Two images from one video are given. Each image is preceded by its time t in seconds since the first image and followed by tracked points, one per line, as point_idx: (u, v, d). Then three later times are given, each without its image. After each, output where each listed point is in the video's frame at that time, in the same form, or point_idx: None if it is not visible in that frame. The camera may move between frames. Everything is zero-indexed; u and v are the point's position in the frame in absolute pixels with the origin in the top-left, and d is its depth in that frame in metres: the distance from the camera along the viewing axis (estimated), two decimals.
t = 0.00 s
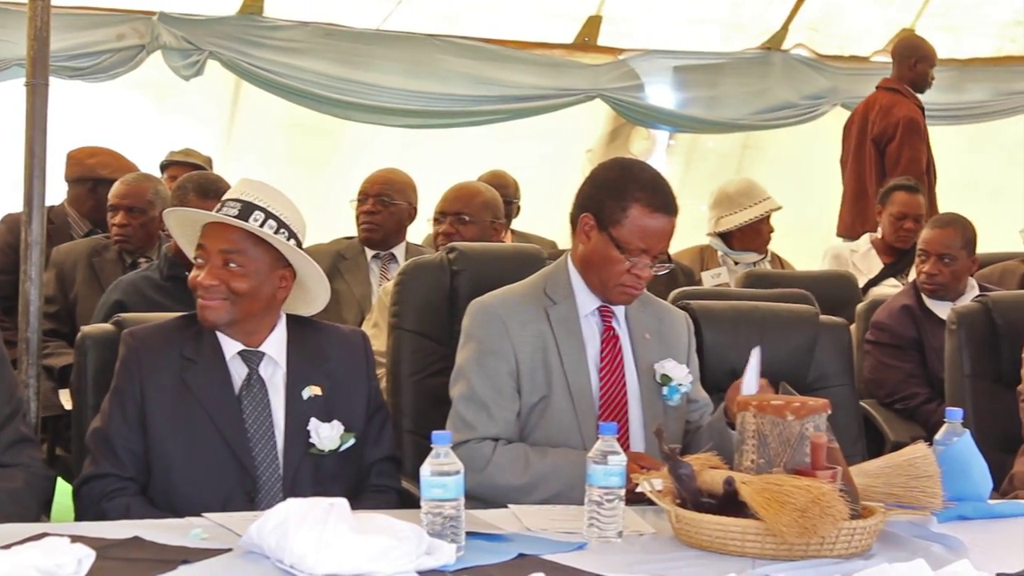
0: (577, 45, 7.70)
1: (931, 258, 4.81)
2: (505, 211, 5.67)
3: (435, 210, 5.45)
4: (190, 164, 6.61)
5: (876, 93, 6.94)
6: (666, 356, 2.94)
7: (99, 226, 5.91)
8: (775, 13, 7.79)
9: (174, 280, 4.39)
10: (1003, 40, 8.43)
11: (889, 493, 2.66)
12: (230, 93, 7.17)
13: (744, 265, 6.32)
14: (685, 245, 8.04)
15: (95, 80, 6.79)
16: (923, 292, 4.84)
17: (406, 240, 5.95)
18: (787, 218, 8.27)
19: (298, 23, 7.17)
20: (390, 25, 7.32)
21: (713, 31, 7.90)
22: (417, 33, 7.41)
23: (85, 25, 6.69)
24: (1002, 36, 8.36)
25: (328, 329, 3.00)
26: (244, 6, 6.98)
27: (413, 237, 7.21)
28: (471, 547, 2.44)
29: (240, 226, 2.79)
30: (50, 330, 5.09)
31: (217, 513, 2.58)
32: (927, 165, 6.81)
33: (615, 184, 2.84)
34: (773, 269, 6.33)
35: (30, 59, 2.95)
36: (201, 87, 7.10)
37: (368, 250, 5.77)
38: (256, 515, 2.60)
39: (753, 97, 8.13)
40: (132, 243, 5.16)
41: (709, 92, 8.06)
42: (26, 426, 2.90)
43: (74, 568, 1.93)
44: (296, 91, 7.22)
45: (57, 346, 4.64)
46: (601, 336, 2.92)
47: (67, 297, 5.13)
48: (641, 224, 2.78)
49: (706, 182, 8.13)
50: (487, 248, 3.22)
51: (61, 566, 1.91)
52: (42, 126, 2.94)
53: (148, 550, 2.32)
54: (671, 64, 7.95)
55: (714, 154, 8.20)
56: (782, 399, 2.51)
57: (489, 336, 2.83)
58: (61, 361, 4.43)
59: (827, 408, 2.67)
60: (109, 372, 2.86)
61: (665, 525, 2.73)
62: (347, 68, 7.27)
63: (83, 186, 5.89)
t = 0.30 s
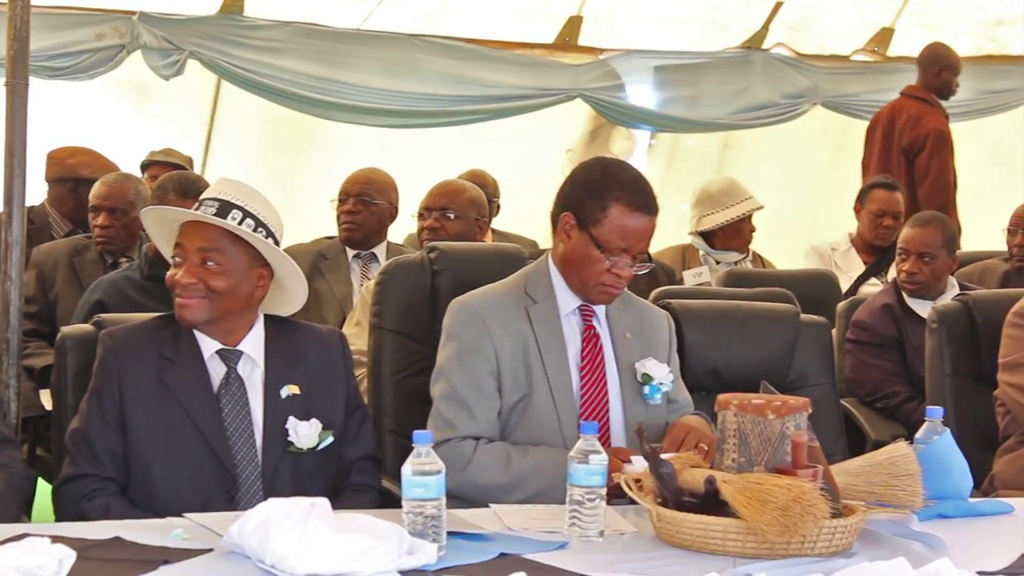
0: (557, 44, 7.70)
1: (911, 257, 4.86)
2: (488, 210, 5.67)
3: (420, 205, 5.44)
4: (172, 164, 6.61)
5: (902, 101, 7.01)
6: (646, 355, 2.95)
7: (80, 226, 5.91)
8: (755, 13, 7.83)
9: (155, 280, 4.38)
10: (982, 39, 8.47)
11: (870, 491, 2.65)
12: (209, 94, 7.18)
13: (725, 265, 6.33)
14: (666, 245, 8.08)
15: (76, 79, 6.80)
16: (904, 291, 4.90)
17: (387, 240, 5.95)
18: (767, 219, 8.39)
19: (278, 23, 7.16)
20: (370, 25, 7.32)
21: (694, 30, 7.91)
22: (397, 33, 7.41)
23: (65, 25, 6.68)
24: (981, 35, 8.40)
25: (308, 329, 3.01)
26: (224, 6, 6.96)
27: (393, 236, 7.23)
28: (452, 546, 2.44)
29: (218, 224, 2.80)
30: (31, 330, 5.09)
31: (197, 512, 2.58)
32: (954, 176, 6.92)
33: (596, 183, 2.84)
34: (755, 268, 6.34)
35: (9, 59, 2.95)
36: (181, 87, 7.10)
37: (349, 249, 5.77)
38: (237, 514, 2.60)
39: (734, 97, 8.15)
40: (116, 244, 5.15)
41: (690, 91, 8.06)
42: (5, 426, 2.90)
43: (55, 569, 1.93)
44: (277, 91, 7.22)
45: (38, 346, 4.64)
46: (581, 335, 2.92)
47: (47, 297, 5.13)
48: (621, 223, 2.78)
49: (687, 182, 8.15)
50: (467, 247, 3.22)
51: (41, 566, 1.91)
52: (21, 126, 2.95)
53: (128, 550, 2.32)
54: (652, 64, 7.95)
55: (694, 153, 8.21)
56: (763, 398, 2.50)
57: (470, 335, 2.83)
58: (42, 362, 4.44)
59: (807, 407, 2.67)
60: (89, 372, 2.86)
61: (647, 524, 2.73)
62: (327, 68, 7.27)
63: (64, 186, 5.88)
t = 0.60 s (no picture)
0: (546, 45, 7.71)
1: (901, 257, 4.89)
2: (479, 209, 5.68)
3: (413, 204, 5.44)
4: (161, 164, 6.61)
5: (934, 98, 7.02)
6: (635, 355, 2.95)
7: (69, 226, 5.91)
8: (744, 14, 7.86)
9: (144, 280, 4.39)
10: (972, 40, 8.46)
11: (859, 491, 2.66)
12: (198, 94, 7.18)
13: (714, 265, 6.34)
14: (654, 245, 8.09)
15: (64, 80, 6.80)
16: (892, 290, 4.91)
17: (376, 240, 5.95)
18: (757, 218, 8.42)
19: (267, 23, 7.16)
20: (358, 25, 7.33)
21: (682, 30, 7.92)
22: (386, 33, 7.42)
23: (53, 24, 6.68)
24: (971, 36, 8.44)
25: (297, 330, 3.01)
26: (212, 6, 6.96)
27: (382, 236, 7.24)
28: (441, 546, 2.44)
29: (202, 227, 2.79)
30: (19, 330, 5.08)
31: (186, 514, 2.57)
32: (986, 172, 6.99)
33: (582, 183, 2.84)
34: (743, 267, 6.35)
35: None
36: (170, 88, 7.10)
37: (338, 249, 5.78)
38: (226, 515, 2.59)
39: (722, 97, 8.17)
40: (106, 245, 5.15)
41: (678, 92, 8.08)
42: None
43: (44, 570, 1.92)
44: (266, 91, 7.22)
45: (26, 346, 4.63)
46: (570, 335, 2.92)
47: (35, 297, 5.14)
48: (608, 223, 2.79)
49: (675, 182, 8.15)
50: (457, 247, 3.21)
51: (30, 567, 1.89)
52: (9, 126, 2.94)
53: (118, 550, 2.32)
54: (641, 64, 7.96)
55: (684, 154, 8.23)
56: (752, 398, 2.50)
57: (458, 335, 2.83)
58: (30, 362, 4.44)
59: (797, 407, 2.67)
60: (78, 372, 2.87)
61: (636, 524, 2.73)
62: (314, 68, 7.27)
63: (51, 186, 5.88)
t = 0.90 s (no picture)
0: (533, 44, 7.75)
1: (887, 256, 4.92)
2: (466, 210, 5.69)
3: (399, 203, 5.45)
4: (146, 164, 6.59)
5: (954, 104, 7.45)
6: (621, 354, 2.95)
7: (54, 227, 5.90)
8: (729, 12, 7.92)
9: (129, 281, 4.41)
10: (957, 39, 8.60)
11: (845, 490, 2.67)
12: (184, 94, 7.19)
13: (700, 265, 6.36)
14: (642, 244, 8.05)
15: (50, 80, 6.80)
16: (880, 289, 4.94)
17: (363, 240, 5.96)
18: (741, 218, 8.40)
19: (255, 23, 7.21)
20: (345, 25, 7.38)
21: (668, 29, 7.97)
22: (373, 33, 7.47)
23: (40, 24, 6.70)
24: (957, 36, 8.59)
25: (285, 329, 3.00)
26: (199, 6, 7.02)
27: (368, 236, 7.24)
28: (427, 548, 2.43)
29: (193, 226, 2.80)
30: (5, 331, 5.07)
31: (173, 514, 2.57)
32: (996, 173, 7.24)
33: (573, 184, 2.85)
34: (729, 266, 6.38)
35: None
36: (155, 87, 7.10)
37: (325, 249, 5.79)
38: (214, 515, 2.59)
39: (709, 96, 8.21)
40: (92, 245, 5.16)
41: (664, 91, 8.13)
42: None
43: (31, 569, 1.91)
44: (253, 91, 7.24)
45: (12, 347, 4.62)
46: (559, 335, 2.92)
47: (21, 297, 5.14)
48: (612, 217, 2.83)
49: (663, 182, 8.11)
50: (444, 247, 3.21)
51: (17, 567, 1.89)
52: None
53: (105, 550, 2.31)
54: (627, 64, 8.01)
55: (671, 154, 8.20)
56: (739, 397, 2.50)
57: (446, 336, 2.83)
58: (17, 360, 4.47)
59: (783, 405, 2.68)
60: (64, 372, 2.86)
61: (623, 523, 2.73)
62: (301, 68, 7.31)
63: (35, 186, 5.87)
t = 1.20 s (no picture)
0: (517, 44, 7.76)
1: (872, 254, 5.03)
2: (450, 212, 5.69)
3: (385, 206, 5.45)
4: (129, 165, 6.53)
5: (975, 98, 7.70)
6: (606, 354, 2.95)
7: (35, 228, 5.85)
8: (712, 9, 7.93)
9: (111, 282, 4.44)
10: (939, 37, 8.65)
11: (828, 489, 2.67)
12: (166, 93, 7.15)
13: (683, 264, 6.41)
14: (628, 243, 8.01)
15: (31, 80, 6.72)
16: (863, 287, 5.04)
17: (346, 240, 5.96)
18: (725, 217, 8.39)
19: (237, 23, 7.23)
20: (328, 25, 7.39)
21: (652, 27, 7.98)
22: (356, 33, 7.48)
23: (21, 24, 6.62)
24: (938, 34, 8.65)
25: (266, 329, 2.99)
26: (182, 5, 7.01)
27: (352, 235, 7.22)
28: (410, 546, 2.43)
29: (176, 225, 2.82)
30: None
31: (155, 514, 2.56)
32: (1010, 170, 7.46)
33: (561, 184, 2.89)
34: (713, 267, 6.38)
35: None
36: (138, 87, 7.06)
37: (309, 249, 5.77)
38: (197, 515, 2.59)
39: (692, 95, 8.23)
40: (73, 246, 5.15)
41: (649, 90, 8.14)
42: None
43: (13, 570, 1.90)
44: (236, 92, 7.24)
45: None
46: (545, 335, 2.92)
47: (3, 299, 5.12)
48: (603, 214, 2.88)
49: (646, 180, 8.11)
50: (429, 247, 3.20)
51: None
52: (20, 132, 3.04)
53: (87, 550, 2.31)
54: (612, 64, 8.03)
55: (654, 154, 8.23)
56: (722, 397, 2.50)
57: (431, 335, 2.82)
58: None
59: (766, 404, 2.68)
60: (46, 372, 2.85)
61: (606, 522, 2.73)
62: (283, 67, 7.30)
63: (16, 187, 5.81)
